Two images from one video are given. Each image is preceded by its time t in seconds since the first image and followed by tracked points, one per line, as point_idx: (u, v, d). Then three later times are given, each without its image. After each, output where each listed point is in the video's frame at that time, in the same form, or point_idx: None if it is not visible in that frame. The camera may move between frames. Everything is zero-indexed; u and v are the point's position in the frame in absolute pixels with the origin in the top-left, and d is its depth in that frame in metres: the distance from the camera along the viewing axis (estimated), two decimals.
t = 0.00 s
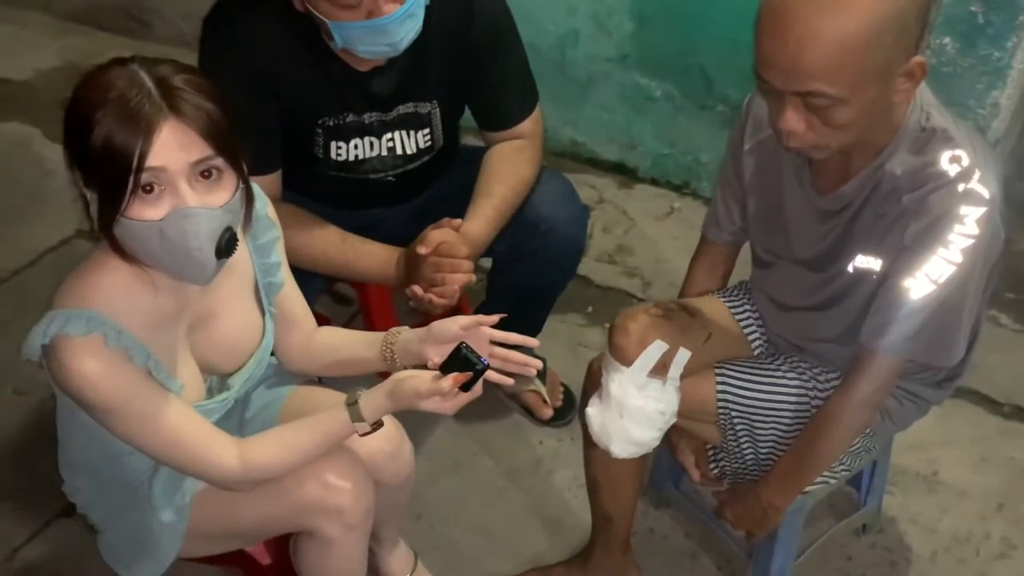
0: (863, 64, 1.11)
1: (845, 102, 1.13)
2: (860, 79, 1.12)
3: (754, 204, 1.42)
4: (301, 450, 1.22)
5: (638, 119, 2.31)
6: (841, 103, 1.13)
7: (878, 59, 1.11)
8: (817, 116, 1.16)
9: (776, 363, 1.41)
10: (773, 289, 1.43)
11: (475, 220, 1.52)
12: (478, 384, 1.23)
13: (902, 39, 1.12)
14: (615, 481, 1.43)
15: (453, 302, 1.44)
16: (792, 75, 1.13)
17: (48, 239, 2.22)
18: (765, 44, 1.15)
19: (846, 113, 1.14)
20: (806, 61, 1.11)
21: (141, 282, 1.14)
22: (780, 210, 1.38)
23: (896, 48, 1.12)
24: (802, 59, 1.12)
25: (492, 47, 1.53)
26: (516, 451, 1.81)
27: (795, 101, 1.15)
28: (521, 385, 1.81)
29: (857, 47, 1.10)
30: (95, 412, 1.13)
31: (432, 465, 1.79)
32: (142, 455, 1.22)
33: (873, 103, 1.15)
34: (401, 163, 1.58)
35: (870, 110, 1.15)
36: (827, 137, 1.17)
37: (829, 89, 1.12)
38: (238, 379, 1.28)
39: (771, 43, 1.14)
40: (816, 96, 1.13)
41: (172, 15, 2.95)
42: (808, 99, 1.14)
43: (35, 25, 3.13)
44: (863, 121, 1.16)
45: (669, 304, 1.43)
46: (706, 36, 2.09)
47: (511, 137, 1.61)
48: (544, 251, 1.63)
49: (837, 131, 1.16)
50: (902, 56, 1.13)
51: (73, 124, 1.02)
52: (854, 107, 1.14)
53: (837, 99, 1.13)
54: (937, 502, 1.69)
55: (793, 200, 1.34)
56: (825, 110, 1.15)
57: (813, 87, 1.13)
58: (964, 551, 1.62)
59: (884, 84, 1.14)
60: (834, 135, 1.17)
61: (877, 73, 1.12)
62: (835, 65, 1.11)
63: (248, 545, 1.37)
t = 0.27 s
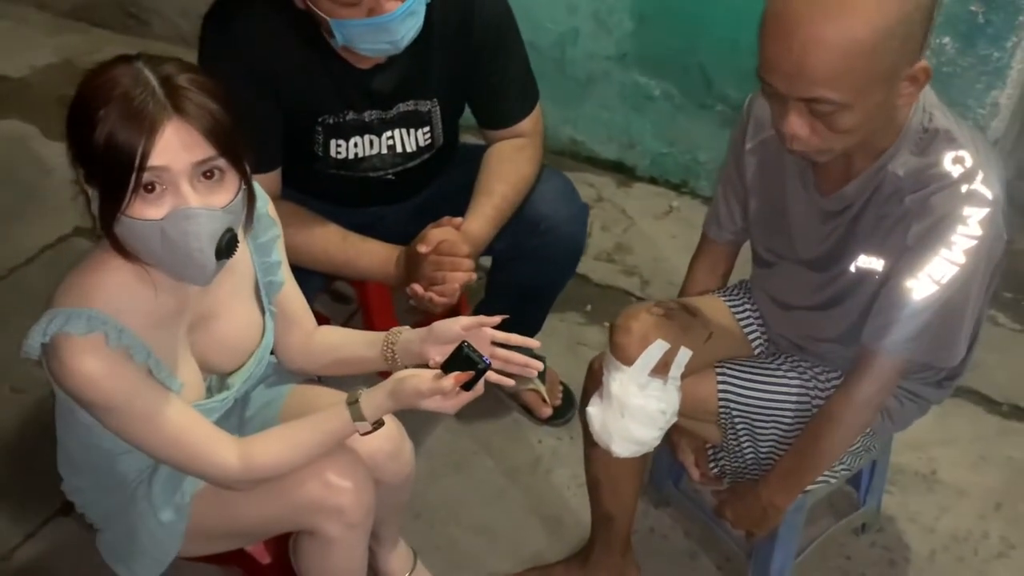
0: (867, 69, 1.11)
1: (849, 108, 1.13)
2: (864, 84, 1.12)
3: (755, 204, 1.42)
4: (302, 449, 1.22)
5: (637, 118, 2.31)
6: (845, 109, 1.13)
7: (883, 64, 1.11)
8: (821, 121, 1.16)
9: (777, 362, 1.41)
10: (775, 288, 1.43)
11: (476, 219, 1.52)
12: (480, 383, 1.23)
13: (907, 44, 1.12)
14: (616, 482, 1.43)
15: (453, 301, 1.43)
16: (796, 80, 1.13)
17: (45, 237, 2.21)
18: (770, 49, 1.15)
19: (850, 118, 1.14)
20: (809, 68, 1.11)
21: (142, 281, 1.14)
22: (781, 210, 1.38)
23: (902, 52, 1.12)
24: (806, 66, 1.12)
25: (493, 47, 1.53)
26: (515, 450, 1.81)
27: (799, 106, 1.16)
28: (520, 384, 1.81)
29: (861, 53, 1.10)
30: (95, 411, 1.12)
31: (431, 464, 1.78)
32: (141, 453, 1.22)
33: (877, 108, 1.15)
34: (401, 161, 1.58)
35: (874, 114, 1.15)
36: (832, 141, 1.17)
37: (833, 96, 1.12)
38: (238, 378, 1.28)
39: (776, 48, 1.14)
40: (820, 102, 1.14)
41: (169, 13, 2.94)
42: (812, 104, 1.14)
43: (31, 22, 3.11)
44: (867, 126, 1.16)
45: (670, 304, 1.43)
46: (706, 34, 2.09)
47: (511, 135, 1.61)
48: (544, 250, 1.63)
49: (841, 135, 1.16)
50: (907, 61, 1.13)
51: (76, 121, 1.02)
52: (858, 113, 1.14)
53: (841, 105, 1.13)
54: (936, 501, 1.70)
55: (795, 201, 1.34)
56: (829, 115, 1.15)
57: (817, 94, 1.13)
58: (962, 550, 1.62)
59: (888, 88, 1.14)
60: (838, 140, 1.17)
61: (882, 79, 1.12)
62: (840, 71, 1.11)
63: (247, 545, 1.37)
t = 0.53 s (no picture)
0: (871, 73, 1.11)
1: (852, 113, 1.13)
2: (868, 88, 1.12)
3: (755, 205, 1.42)
4: (302, 449, 1.22)
5: (634, 117, 2.31)
6: (848, 114, 1.14)
7: (886, 69, 1.11)
8: (825, 127, 1.16)
9: (775, 363, 1.41)
10: (774, 289, 1.43)
11: (475, 218, 1.51)
12: (481, 382, 1.22)
13: (911, 49, 1.12)
14: (615, 483, 1.43)
15: (452, 300, 1.43)
16: (800, 85, 1.13)
17: (41, 234, 2.20)
18: (773, 53, 1.15)
19: (854, 123, 1.14)
20: (814, 74, 1.11)
21: (143, 280, 1.13)
22: (781, 211, 1.38)
23: (906, 56, 1.12)
24: (811, 72, 1.12)
25: (494, 47, 1.53)
26: (513, 449, 1.81)
27: (802, 110, 1.15)
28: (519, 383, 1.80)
29: (865, 58, 1.10)
30: (95, 410, 1.12)
31: (429, 463, 1.78)
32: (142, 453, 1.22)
33: (880, 112, 1.15)
34: (400, 160, 1.57)
35: (877, 119, 1.15)
36: (835, 145, 1.17)
37: (837, 101, 1.12)
38: (236, 376, 1.28)
39: (779, 52, 1.14)
40: (824, 107, 1.14)
41: (164, 10, 2.93)
42: (815, 110, 1.14)
43: (26, 18, 3.10)
44: (871, 130, 1.16)
45: (670, 305, 1.43)
46: (704, 34, 2.09)
47: (510, 135, 1.60)
48: (543, 250, 1.63)
49: (844, 140, 1.16)
50: (911, 66, 1.13)
51: (79, 121, 1.01)
52: (863, 118, 1.14)
53: (845, 110, 1.13)
54: (932, 501, 1.70)
55: (796, 202, 1.34)
56: (833, 120, 1.15)
57: (821, 99, 1.13)
58: (958, 550, 1.62)
59: (892, 93, 1.14)
60: (842, 144, 1.17)
61: (886, 83, 1.12)
62: (845, 76, 1.11)
63: (246, 545, 1.37)
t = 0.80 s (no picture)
0: (871, 71, 1.10)
1: (852, 112, 1.13)
2: (868, 86, 1.11)
3: (752, 203, 1.41)
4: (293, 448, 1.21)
5: (630, 115, 2.30)
6: (848, 112, 1.13)
7: (887, 67, 1.10)
8: (823, 124, 1.15)
9: (771, 362, 1.40)
10: (771, 288, 1.42)
11: (470, 216, 1.50)
12: (473, 381, 1.20)
13: (912, 46, 1.11)
14: (610, 482, 1.42)
15: (446, 299, 1.41)
16: (800, 82, 1.12)
17: (33, 229, 2.19)
18: (773, 50, 1.14)
19: (853, 120, 1.14)
20: (815, 70, 1.10)
21: (134, 277, 1.12)
22: (778, 209, 1.37)
23: (906, 53, 1.11)
24: (811, 69, 1.11)
25: (490, 44, 1.52)
26: (506, 447, 1.80)
27: (801, 108, 1.15)
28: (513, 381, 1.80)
29: (866, 55, 1.09)
30: (86, 407, 1.10)
31: (423, 461, 1.77)
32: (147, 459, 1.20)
33: (880, 111, 1.14)
34: (394, 156, 1.56)
35: (876, 119, 1.15)
36: (833, 143, 1.17)
37: (837, 99, 1.11)
38: (228, 375, 1.27)
39: (779, 50, 1.13)
40: (823, 106, 1.13)
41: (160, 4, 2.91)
42: (814, 107, 1.14)
43: (21, 11, 3.08)
44: (871, 128, 1.16)
45: (666, 304, 1.42)
46: (701, 32, 2.07)
47: (506, 131, 1.59)
48: (537, 247, 1.62)
49: (843, 139, 1.16)
50: (911, 65, 1.13)
51: (67, 129, 0.99)
52: (863, 115, 1.13)
53: (845, 108, 1.12)
54: (927, 502, 1.69)
55: (794, 201, 1.33)
56: (831, 119, 1.14)
57: (821, 97, 1.12)
58: (953, 551, 1.61)
59: (892, 92, 1.13)
60: (840, 142, 1.17)
61: (886, 80, 1.11)
62: (844, 74, 1.10)
63: (235, 543, 1.35)
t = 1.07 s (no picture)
0: (873, 64, 1.08)
1: (852, 104, 1.10)
2: (869, 79, 1.09)
3: (751, 198, 1.39)
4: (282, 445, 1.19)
5: (631, 107, 2.27)
6: (848, 104, 1.11)
7: (889, 59, 1.08)
8: (824, 117, 1.13)
9: (769, 361, 1.39)
10: (770, 286, 1.40)
11: (466, 210, 1.48)
12: (467, 377, 1.17)
13: (915, 38, 1.09)
14: (604, 480, 1.41)
15: (439, 294, 1.40)
16: (800, 73, 1.10)
17: (29, 218, 2.17)
18: (773, 41, 1.12)
19: (854, 113, 1.11)
20: (816, 60, 1.08)
21: (121, 270, 1.11)
22: (778, 205, 1.35)
23: (910, 45, 1.08)
24: (811, 59, 1.08)
25: (488, 33, 1.49)
26: (501, 443, 1.78)
27: (802, 100, 1.13)
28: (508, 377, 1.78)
29: (868, 45, 1.06)
30: (64, 396, 1.09)
31: (417, 456, 1.76)
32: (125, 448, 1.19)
33: (882, 105, 1.12)
34: (389, 148, 1.55)
35: (877, 112, 1.13)
36: (834, 137, 1.15)
37: (838, 91, 1.09)
38: (219, 372, 1.26)
39: (780, 40, 1.11)
40: (824, 97, 1.10)
41: None
42: (814, 99, 1.11)
43: None
44: (873, 121, 1.14)
45: (663, 300, 1.39)
46: (703, 24, 2.04)
47: (503, 124, 1.57)
48: (534, 242, 1.60)
49: (844, 132, 1.14)
50: (914, 59, 1.10)
51: (48, 102, 0.99)
52: (864, 109, 1.11)
53: (845, 100, 1.10)
54: (926, 501, 1.68)
55: (794, 197, 1.31)
56: (832, 111, 1.12)
57: (822, 88, 1.10)
58: (952, 552, 1.60)
59: (894, 83, 1.11)
60: (841, 136, 1.14)
61: (889, 72, 1.09)
62: (845, 66, 1.07)
63: (227, 539, 1.34)
